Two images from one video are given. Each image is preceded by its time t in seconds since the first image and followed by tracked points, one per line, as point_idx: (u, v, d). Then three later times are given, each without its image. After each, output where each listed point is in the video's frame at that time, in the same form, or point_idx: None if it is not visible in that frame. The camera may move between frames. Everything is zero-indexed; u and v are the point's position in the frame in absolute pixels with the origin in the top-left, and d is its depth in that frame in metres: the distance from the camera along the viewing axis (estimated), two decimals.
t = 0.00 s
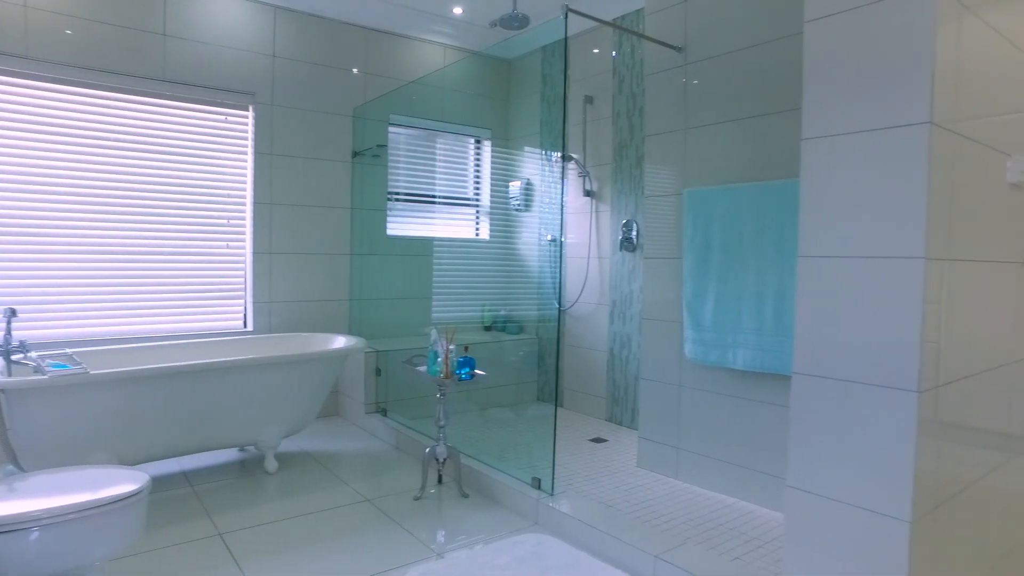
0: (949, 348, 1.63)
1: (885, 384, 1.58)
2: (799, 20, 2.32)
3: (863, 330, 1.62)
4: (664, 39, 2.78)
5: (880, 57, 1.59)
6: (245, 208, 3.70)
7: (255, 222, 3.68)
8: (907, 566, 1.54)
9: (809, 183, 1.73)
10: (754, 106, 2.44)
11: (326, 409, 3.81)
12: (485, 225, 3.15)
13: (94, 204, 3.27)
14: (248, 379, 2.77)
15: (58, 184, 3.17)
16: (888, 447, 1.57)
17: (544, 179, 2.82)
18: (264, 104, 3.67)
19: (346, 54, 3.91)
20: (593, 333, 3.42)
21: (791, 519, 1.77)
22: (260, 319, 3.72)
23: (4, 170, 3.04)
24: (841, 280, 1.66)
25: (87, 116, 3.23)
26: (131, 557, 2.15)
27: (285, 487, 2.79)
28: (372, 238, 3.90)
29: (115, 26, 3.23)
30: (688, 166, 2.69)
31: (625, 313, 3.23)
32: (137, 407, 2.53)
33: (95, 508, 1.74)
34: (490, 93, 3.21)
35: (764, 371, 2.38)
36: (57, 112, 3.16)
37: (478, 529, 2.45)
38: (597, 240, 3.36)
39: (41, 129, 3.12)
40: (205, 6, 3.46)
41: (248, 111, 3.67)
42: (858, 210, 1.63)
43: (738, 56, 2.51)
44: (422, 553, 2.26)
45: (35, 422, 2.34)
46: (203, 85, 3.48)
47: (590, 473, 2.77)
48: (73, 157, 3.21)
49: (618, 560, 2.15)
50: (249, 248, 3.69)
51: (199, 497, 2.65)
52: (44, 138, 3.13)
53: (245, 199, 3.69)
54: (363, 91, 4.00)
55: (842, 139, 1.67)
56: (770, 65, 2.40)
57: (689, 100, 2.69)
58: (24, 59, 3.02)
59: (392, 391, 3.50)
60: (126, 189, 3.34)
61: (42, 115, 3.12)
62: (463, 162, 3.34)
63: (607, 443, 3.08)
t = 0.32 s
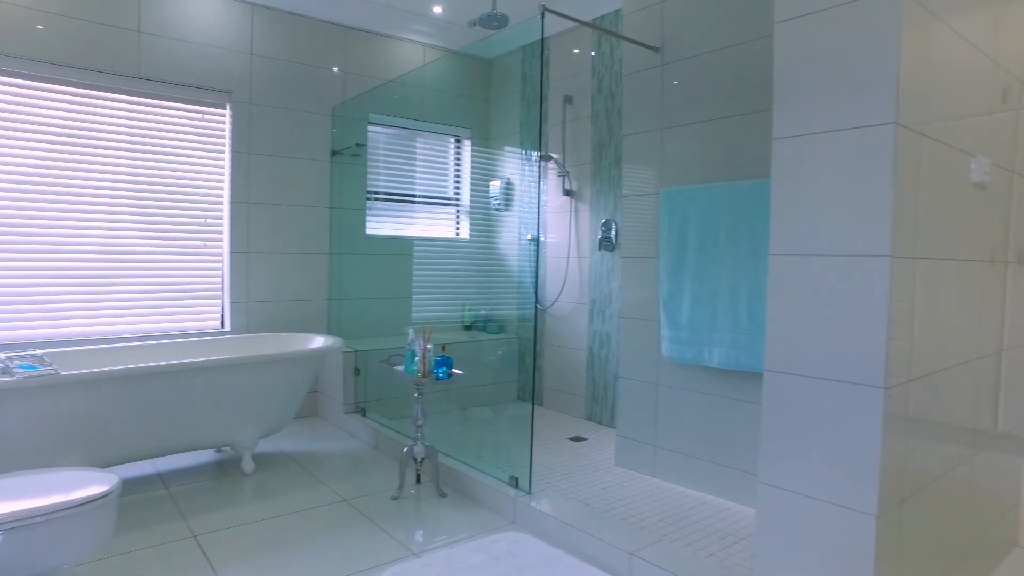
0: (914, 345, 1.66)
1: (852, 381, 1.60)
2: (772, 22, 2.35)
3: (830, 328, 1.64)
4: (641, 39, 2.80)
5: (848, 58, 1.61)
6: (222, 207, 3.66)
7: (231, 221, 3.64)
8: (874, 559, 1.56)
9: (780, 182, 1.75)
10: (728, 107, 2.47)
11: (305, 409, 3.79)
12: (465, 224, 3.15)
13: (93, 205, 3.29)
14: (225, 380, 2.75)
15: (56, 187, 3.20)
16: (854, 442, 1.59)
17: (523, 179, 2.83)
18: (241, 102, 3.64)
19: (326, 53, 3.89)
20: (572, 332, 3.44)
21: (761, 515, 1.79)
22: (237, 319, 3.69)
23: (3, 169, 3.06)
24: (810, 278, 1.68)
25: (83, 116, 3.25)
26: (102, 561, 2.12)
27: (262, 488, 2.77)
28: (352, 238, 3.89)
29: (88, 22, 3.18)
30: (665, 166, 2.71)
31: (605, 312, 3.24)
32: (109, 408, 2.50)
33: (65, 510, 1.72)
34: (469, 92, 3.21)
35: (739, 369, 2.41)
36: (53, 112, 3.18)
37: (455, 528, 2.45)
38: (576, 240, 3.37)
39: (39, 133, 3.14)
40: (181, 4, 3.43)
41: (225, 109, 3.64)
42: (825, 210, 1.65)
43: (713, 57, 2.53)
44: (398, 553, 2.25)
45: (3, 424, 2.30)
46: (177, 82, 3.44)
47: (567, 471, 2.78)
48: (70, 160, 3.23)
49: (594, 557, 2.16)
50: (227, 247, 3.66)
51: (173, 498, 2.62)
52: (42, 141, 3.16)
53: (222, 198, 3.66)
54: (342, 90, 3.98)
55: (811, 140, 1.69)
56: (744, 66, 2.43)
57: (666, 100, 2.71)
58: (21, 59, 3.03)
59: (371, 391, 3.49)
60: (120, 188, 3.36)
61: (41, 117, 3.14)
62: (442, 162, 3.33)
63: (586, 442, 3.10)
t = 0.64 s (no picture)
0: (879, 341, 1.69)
1: (820, 377, 1.62)
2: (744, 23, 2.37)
3: (800, 325, 1.66)
4: (618, 40, 2.81)
5: (815, 58, 1.64)
6: (199, 206, 3.63)
7: (209, 220, 3.61)
8: (841, 553, 1.58)
9: (750, 181, 1.77)
10: (703, 107, 2.50)
11: (284, 410, 3.76)
12: (445, 224, 3.15)
13: (94, 207, 3.31)
14: (201, 380, 2.72)
15: (55, 189, 3.20)
16: (823, 438, 1.61)
17: (503, 178, 2.83)
18: (219, 100, 3.61)
19: (304, 51, 3.87)
20: (551, 331, 3.45)
21: (734, 511, 1.80)
22: (214, 319, 3.65)
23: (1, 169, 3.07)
24: (780, 276, 1.70)
25: (79, 116, 3.26)
26: (72, 563, 2.09)
27: (238, 489, 2.75)
28: (331, 237, 3.87)
29: (61, 17, 3.14)
30: (642, 165, 2.73)
31: (584, 311, 3.25)
32: (81, 409, 2.46)
33: (29, 513, 1.68)
34: (449, 91, 3.20)
35: (714, 367, 2.43)
36: (50, 112, 3.19)
37: (433, 527, 2.45)
38: (556, 239, 3.38)
39: (34, 134, 3.14)
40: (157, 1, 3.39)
41: (202, 108, 3.60)
42: (794, 208, 1.67)
43: (690, 57, 2.55)
44: (375, 553, 2.25)
45: None
46: (150, 79, 3.40)
47: (546, 470, 2.79)
48: (68, 161, 3.24)
49: (571, 555, 2.17)
50: (204, 246, 3.63)
51: (148, 500, 2.59)
52: (38, 142, 3.16)
53: (199, 196, 3.62)
54: (321, 89, 3.96)
55: (780, 139, 1.71)
56: (719, 67, 2.45)
57: (643, 101, 2.73)
58: (26, 59, 3.06)
59: (350, 391, 3.48)
60: (116, 188, 3.36)
61: (38, 118, 3.15)
62: (422, 161, 3.33)
63: (564, 441, 3.11)
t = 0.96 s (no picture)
0: (846, 340, 1.71)
1: (788, 375, 1.64)
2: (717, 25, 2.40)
3: (768, 323, 1.68)
4: (595, 40, 2.83)
5: (784, 60, 1.66)
6: (173, 205, 3.58)
7: (185, 219, 3.58)
8: (809, 548, 1.60)
9: (720, 181, 1.78)
10: (677, 108, 2.52)
11: (261, 411, 3.73)
12: (424, 224, 3.14)
13: (88, 208, 3.32)
14: (176, 381, 2.68)
15: (51, 193, 3.21)
16: (791, 435, 1.63)
17: (483, 178, 2.83)
18: (194, 99, 3.57)
19: (282, 50, 3.84)
20: (530, 330, 3.46)
21: (705, 508, 1.82)
22: (190, 319, 3.61)
23: None
24: (748, 274, 1.72)
25: (70, 116, 3.26)
26: (39, 568, 2.05)
27: (213, 490, 2.72)
28: (309, 237, 3.85)
29: (32, 12, 3.08)
30: (618, 166, 2.75)
31: (561, 311, 3.26)
32: (50, 411, 2.41)
33: None
34: (427, 90, 3.19)
35: (688, 365, 2.45)
36: (44, 113, 3.19)
37: (409, 527, 2.44)
38: (534, 239, 3.39)
39: (28, 136, 3.15)
40: None
41: (175, 106, 3.56)
42: (763, 208, 1.69)
43: (665, 58, 2.57)
44: (351, 553, 2.24)
45: None
46: (118, 75, 3.34)
47: (522, 469, 2.79)
48: (60, 162, 3.24)
49: (547, 554, 2.17)
50: (179, 246, 3.59)
51: (120, 503, 2.56)
52: (31, 144, 3.16)
53: (175, 195, 3.58)
54: (298, 87, 3.94)
55: (749, 140, 1.72)
56: (692, 68, 2.47)
57: (619, 101, 2.74)
58: (15, 59, 3.06)
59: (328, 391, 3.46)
60: (109, 188, 3.38)
61: (30, 121, 3.15)
62: (401, 160, 3.31)
63: (542, 440, 3.11)
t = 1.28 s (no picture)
0: (812, 337, 1.74)
1: (756, 372, 1.66)
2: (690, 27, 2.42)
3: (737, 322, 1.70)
4: (571, 41, 2.84)
5: (751, 61, 1.68)
6: (147, 204, 3.54)
7: (159, 219, 3.53)
8: (776, 544, 1.62)
9: (690, 180, 1.80)
10: (652, 108, 2.54)
11: (236, 411, 3.69)
12: (402, 223, 3.14)
13: (80, 207, 3.33)
14: (149, 382, 2.65)
15: (44, 193, 3.22)
16: (759, 431, 1.65)
17: (461, 178, 2.83)
18: (168, 96, 3.53)
19: (258, 48, 3.82)
20: (508, 330, 3.46)
21: (677, 506, 1.83)
22: (164, 320, 3.57)
23: None
24: (718, 273, 1.74)
25: (61, 115, 3.26)
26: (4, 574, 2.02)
27: (187, 492, 2.69)
28: (286, 236, 3.82)
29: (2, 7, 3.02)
30: (594, 166, 2.76)
31: (539, 310, 3.27)
32: (17, 413, 2.37)
33: None
34: (406, 89, 3.19)
35: (663, 364, 2.46)
36: (37, 112, 3.19)
37: (384, 527, 2.44)
38: (512, 239, 3.39)
39: (21, 135, 3.15)
40: None
41: (150, 104, 3.52)
42: (731, 208, 1.71)
43: (640, 59, 2.59)
44: (324, 554, 2.23)
45: None
46: (91, 72, 3.29)
47: (499, 468, 2.80)
48: (52, 162, 3.24)
49: (521, 553, 2.18)
50: (153, 245, 3.54)
51: (89, 507, 2.52)
52: (24, 143, 3.16)
53: (148, 194, 3.54)
54: (276, 87, 3.91)
55: (717, 140, 1.74)
56: (666, 69, 2.50)
57: (594, 102, 2.76)
58: (7, 59, 3.05)
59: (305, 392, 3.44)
60: (100, 187, 3.38)
61: (22, 121, 3.15)
62: (379, 160, 3.30)
63: (520, 440, 3.12)
